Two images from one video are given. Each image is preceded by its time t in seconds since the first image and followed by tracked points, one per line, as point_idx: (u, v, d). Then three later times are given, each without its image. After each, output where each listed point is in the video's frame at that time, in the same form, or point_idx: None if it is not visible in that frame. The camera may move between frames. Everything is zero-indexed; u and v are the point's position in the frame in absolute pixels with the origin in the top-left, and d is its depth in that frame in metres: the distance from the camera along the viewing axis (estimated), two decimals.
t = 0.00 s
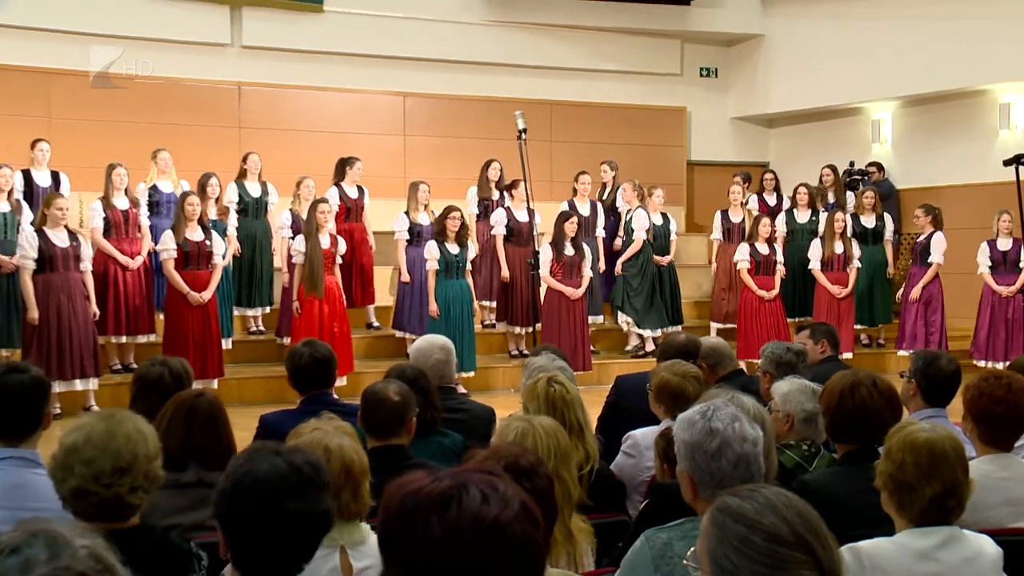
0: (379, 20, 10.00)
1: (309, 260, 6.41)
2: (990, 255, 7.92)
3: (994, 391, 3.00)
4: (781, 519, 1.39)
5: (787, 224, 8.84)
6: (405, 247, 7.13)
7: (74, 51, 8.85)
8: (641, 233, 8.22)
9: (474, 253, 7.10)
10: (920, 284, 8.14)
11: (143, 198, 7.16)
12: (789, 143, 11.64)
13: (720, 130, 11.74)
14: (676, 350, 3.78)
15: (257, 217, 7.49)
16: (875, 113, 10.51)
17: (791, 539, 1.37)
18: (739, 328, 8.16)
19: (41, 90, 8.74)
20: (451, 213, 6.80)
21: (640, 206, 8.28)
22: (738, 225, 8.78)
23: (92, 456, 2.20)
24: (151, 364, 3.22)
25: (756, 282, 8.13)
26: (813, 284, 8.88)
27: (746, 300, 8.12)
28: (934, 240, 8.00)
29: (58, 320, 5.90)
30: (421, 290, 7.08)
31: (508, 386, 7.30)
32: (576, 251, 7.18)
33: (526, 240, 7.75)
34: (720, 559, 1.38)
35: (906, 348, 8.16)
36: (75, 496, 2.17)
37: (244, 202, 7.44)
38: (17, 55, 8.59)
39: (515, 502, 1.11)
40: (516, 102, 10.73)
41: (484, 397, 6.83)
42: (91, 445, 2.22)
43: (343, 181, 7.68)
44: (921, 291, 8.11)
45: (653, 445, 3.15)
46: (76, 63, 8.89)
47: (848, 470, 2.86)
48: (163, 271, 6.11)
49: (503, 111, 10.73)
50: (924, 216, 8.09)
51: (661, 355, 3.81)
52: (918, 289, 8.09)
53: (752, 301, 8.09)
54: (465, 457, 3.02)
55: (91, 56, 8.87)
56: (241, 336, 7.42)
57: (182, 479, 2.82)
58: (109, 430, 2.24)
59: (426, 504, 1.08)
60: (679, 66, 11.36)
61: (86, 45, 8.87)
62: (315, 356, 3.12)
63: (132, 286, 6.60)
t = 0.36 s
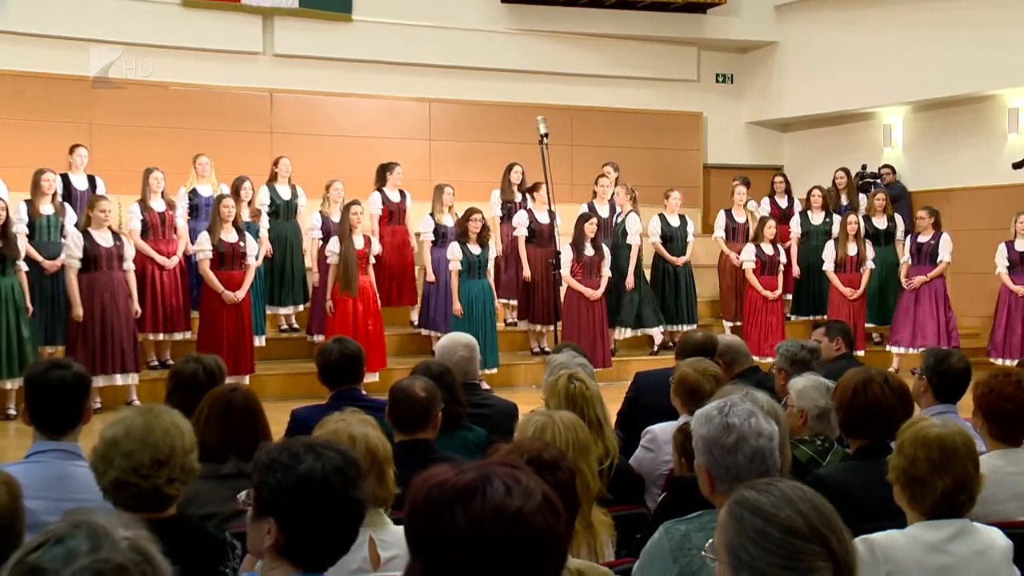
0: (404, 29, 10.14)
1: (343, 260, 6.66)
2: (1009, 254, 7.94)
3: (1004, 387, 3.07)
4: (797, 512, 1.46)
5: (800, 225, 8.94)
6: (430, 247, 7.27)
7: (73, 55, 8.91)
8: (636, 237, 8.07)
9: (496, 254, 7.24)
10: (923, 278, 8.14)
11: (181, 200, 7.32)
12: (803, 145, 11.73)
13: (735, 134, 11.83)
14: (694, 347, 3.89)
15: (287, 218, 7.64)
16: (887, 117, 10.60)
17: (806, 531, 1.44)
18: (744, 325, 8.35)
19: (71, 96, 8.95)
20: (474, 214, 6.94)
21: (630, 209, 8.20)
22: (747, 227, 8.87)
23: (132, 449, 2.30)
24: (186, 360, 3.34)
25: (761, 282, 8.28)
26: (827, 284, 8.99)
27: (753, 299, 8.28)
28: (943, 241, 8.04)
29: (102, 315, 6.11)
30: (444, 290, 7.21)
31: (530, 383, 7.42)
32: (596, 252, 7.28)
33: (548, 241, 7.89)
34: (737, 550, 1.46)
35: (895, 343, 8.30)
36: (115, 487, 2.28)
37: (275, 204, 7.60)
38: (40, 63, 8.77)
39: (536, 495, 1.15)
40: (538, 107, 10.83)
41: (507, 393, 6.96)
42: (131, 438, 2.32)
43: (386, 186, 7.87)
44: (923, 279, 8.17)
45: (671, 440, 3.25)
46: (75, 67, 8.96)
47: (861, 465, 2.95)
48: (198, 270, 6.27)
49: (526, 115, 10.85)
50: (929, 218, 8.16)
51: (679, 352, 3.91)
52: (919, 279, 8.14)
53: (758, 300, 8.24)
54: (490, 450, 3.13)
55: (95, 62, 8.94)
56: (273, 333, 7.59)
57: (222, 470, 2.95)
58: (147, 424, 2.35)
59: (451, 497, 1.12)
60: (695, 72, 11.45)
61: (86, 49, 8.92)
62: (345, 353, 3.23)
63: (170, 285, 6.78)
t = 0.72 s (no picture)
0: (425, 37, 10.26)
1: (373, 262, 6.85)
2: (1018, 256, 8.03)
3: (1008, 383, 3.17)
4: (808, 505, 1.52)
5: (808, 227, 9.05)
6: (451, 248, 7.39)
7: (72, 61, 8.94)
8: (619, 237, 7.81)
9: (515, 256, 7.38)
10: (921, 278, 8.23)
11: (211, 204, 7.45)
12: (814, 148, 11.82)
13: (747, 138, 11.93)
14: (705, 345, 4.01)
15: (318, 221, 7.75)
16: (894, 122, 10.69)
17: (817, 523, 1.51)
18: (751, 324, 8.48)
19: (97, 103, 9.10)
20: (493, 217, 7.08)
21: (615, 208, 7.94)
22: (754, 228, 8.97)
23: (156, 440, 2.42)
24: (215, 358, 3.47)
25: (771, 281, 8.43)
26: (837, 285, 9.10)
27: (763, 299, 8.39)
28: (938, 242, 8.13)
29: (146, 313, 6.36)
30: (466, 291, 7.36)
31: (549, 379, 7.54)
32: (613, 252, 7.41)
33: (566, 242, 8.04)
34: (750, 541, 1.53)
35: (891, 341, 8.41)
36: (143, 476, 2.40)
37: (304, 207, 7.74)
38: (57, 70, 8.89)
39: (554, 487, 1.26)
40: (556, 113, 10.96)
41: (525, 389, 7.07)
42: (156, 430, 2.44)
43: (424, 190, 8.07)
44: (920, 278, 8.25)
45: (685, 434, 3.36)
46: (76, 72, 8.99)
47: (870, 458, 3.06)
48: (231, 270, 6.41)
49: (544, 120, 10.98)
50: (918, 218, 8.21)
51: (691, 349, 4.02)
52: (915, 278, 8.23)
53: (768, 300, 8.36)
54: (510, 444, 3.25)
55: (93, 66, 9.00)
56: (300, 332, 7.75)
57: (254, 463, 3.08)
58: (170, 417, 2.45)
59: (473, 489, 1.24)
60: (708, 79, 11.55)
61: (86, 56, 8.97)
62: (370, 349, 3.36)
63: (203, 285, 6.99)
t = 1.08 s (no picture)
0: (446, 45, 10.40)
1: (397, 260, 6.99)
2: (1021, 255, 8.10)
3: (1013, 379, 3.28)
4: (818, 497, 1.59)
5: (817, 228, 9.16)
6: (471, 248, 7.53)
7: (73, 66, 8.98)
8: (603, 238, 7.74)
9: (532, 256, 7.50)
10: (919, 276, 8.30)
11: (238, 206, 7.61)
12: (823, 151, 11.90)
13: (757, 142, 12.02)
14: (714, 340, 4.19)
15: (351, 222, 7.92)
16: (900, 126, 10.78)
17: (828, 514, 1.58)
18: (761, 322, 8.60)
19: (114, 108, 9.20)
20: (510, 218, 7.19)
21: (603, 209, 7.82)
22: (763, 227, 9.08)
23: (184, 432, 2.53)
24: (247, 354, 3.60)
25: (779, 281, 8.56)
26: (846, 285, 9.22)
27: (771, 298, 8.52)
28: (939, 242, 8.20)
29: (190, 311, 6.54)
30: (485, 288, 7.50)
31: (565, 374, 7.66)
32: (632, 252, 7.51)
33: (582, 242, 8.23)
34: (762, 532, 1.60)
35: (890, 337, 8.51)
36: (173, 466, 2.51)
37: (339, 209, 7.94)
38: (58, 75, 8.93)
39: (573, 479, 1.30)
40: (572, 118, 11.07)
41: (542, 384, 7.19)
42: (184, 422, 2.55)
43: (450, 191, 8.22)
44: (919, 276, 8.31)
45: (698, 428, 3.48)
46: (76, 77, 9.03)
47: (878, 452, 3.16)
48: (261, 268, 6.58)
49: (561, 124, 11.10)
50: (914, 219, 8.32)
51: (702, 344, 4.16)
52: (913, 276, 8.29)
53: (777, 299, 8.49)
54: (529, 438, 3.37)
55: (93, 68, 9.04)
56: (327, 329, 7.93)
57: (282, 456, 3.21)
58: (197, 409, 2.57)
59: (493, 481, 1.28)
60: (719, 84, 11.64)
61: (86, 61, 9.00)
62: (395, 346, 3.51)
63: (236, 284, 7.15)
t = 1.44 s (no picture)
0: (465, 52, 10.58)
1: (416, 260, 7.15)
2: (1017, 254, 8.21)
3: (1012, 373, 3.40)
4: (825, 488, 1.58)
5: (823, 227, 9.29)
6: (489, 248, 7.68)
7: (71, 71, 9.04)
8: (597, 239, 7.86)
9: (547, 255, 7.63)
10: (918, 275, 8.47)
11: (261, 206, 7.78)
12: (830, 153, 11.99)
13: (765, 144, 12.13)
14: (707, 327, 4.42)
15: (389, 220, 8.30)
16: (904, 129, 10.88)
17: (834, 505, 1.56)
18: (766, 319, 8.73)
19: (126, 112, 9.32)
20: (524, 219, 7.35)
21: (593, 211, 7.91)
22: (768, 228, 9.23)
23: (216, 424, 2.66)
24: (275, 348, 3.74)
25: (783, 279, 8.70)
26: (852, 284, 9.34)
27: (775, 297, 8.67)
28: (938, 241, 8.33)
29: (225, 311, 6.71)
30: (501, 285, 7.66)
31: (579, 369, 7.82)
32: (649, 251, 7.66)
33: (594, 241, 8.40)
34: (770, 523, 1.59)
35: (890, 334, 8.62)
36: (206, 457, 2.64)
37: (376, 211, 8.28)
38: (59, 81, 9.00)
39: (589, 470, 1.33)
40: (588, 121, 11.23)
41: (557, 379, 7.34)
42: (215, 415, 2.69)
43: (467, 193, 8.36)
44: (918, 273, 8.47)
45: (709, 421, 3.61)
46: (76, 82, 9.09)
47: (881, 444, 3.28)
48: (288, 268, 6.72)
49: (576, 129, 11.25)
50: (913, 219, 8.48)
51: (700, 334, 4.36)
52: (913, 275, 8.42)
53: (781, 297, 8.63)
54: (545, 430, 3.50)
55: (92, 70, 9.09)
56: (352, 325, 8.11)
57: (309, 446, 3.33)
58: (229, 402, 2.71)
59: (512, 471, 1.31)
60: (728, 89, 11.77)
61: (86, 65, 9.06)
62: (417, 342, 3.65)
63: (265, 283, 7.33)
